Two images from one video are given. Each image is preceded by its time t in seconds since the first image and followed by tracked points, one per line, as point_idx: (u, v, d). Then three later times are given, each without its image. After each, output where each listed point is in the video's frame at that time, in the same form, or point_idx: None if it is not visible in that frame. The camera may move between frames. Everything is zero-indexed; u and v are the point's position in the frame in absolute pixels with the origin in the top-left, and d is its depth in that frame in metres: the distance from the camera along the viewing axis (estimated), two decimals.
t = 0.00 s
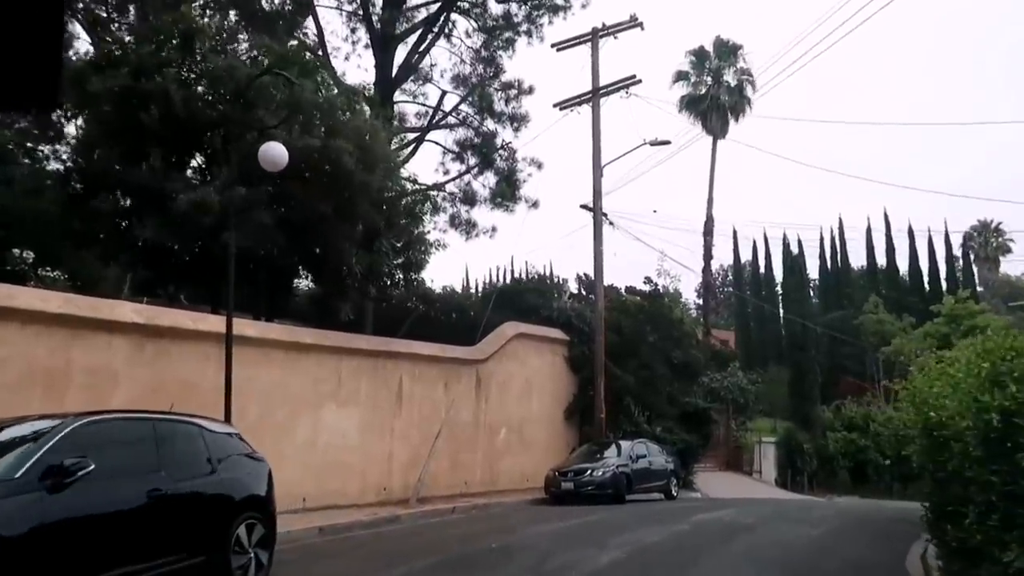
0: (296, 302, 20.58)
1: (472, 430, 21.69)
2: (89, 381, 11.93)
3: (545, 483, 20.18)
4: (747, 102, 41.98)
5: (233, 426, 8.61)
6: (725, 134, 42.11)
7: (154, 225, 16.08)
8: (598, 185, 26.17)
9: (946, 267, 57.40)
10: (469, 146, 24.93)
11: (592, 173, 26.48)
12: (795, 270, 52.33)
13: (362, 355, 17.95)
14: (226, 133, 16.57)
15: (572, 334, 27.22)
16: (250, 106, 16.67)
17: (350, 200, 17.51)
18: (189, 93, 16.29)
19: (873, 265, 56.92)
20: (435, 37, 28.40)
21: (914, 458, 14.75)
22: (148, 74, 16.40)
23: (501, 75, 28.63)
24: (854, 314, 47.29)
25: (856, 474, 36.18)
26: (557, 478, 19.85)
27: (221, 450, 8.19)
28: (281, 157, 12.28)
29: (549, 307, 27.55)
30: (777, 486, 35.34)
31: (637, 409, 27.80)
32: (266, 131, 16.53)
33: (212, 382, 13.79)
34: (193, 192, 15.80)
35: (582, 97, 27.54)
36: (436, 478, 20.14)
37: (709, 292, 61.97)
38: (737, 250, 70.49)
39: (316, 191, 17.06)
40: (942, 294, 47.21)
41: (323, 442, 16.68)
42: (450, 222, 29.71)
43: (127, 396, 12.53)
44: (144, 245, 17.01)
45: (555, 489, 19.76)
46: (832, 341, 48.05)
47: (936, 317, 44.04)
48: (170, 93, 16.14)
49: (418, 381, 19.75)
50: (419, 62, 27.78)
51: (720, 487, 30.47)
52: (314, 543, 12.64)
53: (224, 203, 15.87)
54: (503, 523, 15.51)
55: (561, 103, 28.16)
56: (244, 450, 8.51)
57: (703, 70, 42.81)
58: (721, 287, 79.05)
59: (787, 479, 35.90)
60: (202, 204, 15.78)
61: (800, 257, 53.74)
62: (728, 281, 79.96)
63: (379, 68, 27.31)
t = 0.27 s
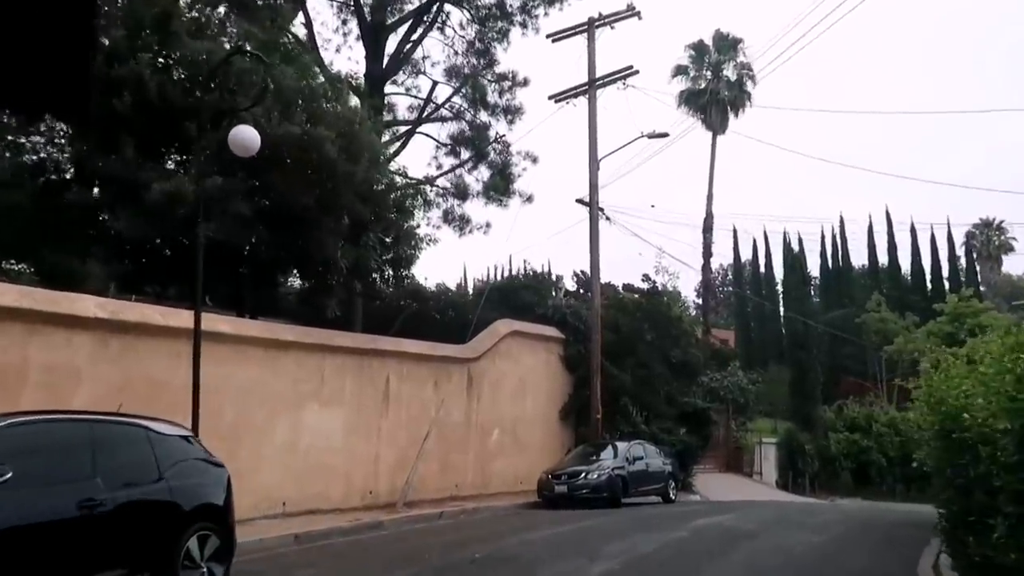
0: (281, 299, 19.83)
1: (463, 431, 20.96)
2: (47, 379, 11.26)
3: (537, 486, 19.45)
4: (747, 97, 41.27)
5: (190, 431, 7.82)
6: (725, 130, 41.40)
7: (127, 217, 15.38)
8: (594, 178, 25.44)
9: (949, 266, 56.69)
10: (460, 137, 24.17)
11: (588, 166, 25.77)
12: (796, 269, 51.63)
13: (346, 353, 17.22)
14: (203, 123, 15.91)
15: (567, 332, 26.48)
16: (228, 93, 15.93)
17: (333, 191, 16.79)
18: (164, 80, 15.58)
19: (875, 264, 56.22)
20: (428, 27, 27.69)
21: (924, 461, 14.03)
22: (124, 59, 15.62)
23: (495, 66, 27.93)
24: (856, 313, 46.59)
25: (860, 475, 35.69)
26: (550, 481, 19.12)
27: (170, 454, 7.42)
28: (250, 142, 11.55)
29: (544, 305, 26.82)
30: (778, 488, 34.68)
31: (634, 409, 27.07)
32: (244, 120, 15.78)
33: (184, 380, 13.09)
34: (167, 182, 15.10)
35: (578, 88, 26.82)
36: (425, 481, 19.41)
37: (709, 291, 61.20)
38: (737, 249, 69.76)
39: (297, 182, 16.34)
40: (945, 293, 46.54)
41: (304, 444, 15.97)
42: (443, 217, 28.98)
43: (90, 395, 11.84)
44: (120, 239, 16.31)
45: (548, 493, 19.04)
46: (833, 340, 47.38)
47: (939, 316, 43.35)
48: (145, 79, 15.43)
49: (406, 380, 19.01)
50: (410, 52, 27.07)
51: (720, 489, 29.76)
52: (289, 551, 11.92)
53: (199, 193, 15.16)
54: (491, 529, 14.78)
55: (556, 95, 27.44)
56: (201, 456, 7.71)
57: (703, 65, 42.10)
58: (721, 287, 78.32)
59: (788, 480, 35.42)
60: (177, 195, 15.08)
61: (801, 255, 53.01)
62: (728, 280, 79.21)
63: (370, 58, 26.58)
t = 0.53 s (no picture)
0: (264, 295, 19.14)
1: (453, 432, 20.24)
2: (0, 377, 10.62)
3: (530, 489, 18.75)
4: (747, 92, 40.58)
5: (138, 433, 7.60)
6: (725, 126, 40.72)
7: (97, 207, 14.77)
8: (591, 172, 24.75)
9: (951, 265, 56.00)
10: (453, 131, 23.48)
11: (584, 160, 25.07)
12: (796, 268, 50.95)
13: (330, 351, 16.51)
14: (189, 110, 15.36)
15: (563, 330, 25.77)
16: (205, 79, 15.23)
17: (316, 182, 16.14)
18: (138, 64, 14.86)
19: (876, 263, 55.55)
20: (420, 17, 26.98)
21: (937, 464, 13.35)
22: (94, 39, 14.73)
23: (489, 58, 27.25)
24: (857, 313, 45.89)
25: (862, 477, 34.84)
26: (543, 484, 18.41)
27: (111, 461, 7.15)
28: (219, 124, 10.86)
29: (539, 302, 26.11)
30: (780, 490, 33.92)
31: (631, 410, 26.37)
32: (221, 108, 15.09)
33: (151, 378, 12.41)
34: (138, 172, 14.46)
35: (574, 80, 26.13)
36: (413, 484, 18.69)
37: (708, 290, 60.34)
38: (736, 248, 69.07)
39: (276, 173, 15.67)
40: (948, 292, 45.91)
41: (284, 446, 15.26)
42: (436, 213, 28.29)
43: (48, 395, 11.19)
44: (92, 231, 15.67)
45: (541, 497, 18.33)
46: (834, 339, 46.67)
47: (942, 316, 42.69)
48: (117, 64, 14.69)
49: (393, 379, 18.29)
50: (402, 42, 26.35)
51: (720, 492, 29.01)
52: (262, 560, 11.24)
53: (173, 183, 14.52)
54: (479, 535, 14.09)
55: (552, 88, 26.75)
56: (153, 462, 7.49)
57: (702, 60, 41.40)
58: (720, 287, 77.60)
59: (788, 482, 34.75)
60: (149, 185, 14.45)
61: (802, 253, 52.21)
62: (728, 280, 78.48)
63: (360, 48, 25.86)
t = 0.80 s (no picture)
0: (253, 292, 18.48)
1: (450, 433, 19.59)
2: None
3: (528, 494, 18.05)
4: (754, 88, 39.85)
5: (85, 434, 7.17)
6: (731, 122, 40.00)
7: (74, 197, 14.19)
8: (593, 166, 24.07)
9: (963, 265, 55.03)
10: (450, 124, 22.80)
11: (586, 154, 24.40)
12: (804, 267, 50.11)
13: (320, 349, 15.87)
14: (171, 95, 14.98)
15: (564, 329, 25.06)
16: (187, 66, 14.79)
17: (305, 173, 15.55)
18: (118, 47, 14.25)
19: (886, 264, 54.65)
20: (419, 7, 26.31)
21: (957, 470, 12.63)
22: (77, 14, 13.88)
23: (488, 50, 26.53)
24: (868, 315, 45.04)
25: (870, 481, 33.92)
26: (542, 488, 17.73)
27: (55, 466, 6.85)
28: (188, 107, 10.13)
29: (539, 302, 25.41)
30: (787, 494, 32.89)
31: (635, 412, 25.66)
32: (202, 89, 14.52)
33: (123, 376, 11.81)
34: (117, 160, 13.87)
35: (576, 72, 25.44)
36: (406, 487, 18.00)
37: (714, 289, 59.43)
38: (744, 248, 68.19)
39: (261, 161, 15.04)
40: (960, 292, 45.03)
41: (270, 447, 14.60)
42: (436, 209, 27.68)
43: (11, 392, 10.58)
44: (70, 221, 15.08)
45: (539, 501, 17.64)
46: (843, 340, 45.86)
47: (954, 316, 41.79)
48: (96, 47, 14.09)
49: (387, 378, 17.62)
50: (400, 34, 25.70)
51: (725, 495, 28.20)
52: (239, 570, 10.60)
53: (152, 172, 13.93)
54: (473, 543, 13.41)
55: (554, 80, 26.07)
56: (99, 467, 7.19)
57: (709, 55, 40.68)
58: (727, 288, 76.57)
59: (796, 486, 33.44)
60: (127, 173, 13.87)
61: (810, 251, 51.32)
62: (735, 282, 77.43)
63: (357, 39, 25.22)
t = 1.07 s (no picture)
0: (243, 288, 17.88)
1: (447, 435, 18.93)
2: None
3: (527, 498, 17.38)
4: (763, 84, 39.11)
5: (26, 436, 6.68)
6: (740, 118, 39.28)
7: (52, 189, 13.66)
8: (597, 161, 23.42)
9: (976, 264, 54.09)
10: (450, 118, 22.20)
11: (590, 149, 23.75)
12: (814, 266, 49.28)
13: (310, 348, 15.24)
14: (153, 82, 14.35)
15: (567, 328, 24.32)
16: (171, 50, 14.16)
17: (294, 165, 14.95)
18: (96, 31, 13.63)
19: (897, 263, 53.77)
20: None
21: (980, 475, 11.95)
22: None
23: (491, 42, 25.84)
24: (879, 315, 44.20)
25: (882, 485, 33.12)
26: (541, 492, 17.07)
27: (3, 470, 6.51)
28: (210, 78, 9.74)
29: (542, 301, 24.74)
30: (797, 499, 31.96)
31: (640, 414, 24.99)
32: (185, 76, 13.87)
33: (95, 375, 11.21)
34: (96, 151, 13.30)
35: (579, 65, 24.78)
36: (400, 491, 17.35)
37: (722, 290, 58.57)
38: (752, 248, 67.34)
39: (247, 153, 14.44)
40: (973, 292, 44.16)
41: (256, 450, 13.99)
42: (437, 206, 27.10)
43: None
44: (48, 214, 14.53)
45: (538, 506, 16.98)
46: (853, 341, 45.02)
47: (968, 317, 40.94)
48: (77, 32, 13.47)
49: (381, 379, 16.99)
50: (399, 25, 25.10)
51: (732, 500, 27.39)
52: None
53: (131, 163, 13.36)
54: (466, 551, 12.76)
55: (557, 73, 25.42)
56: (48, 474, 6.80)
57: (717, 50, 39.94)
58: (735, 288, 75.66)
59: (807, 490, 32.27)
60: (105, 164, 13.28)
61: (819, 251, 50.40)
62: (742, 282, 76.52)
63: (354, 31, 24.64)
